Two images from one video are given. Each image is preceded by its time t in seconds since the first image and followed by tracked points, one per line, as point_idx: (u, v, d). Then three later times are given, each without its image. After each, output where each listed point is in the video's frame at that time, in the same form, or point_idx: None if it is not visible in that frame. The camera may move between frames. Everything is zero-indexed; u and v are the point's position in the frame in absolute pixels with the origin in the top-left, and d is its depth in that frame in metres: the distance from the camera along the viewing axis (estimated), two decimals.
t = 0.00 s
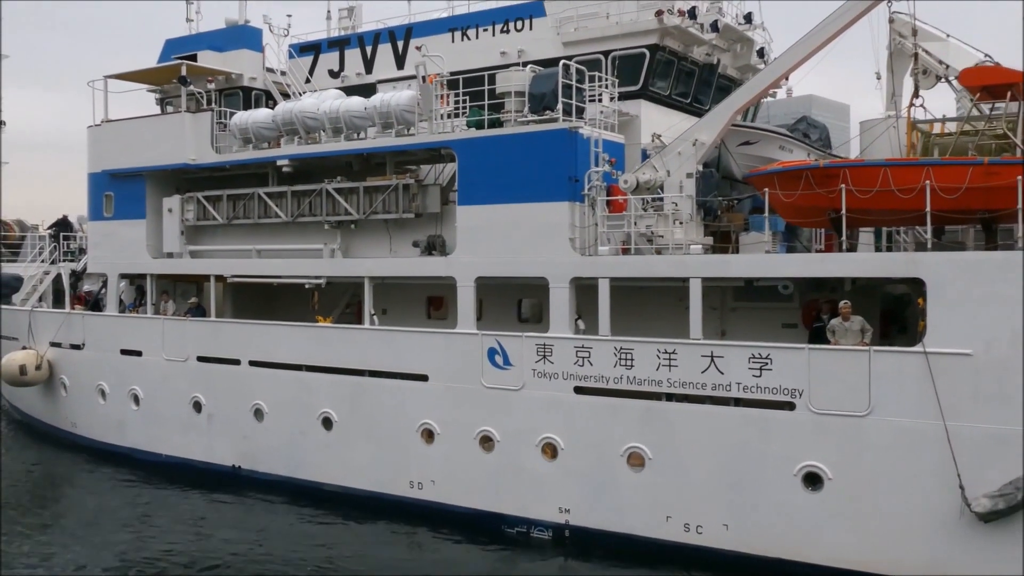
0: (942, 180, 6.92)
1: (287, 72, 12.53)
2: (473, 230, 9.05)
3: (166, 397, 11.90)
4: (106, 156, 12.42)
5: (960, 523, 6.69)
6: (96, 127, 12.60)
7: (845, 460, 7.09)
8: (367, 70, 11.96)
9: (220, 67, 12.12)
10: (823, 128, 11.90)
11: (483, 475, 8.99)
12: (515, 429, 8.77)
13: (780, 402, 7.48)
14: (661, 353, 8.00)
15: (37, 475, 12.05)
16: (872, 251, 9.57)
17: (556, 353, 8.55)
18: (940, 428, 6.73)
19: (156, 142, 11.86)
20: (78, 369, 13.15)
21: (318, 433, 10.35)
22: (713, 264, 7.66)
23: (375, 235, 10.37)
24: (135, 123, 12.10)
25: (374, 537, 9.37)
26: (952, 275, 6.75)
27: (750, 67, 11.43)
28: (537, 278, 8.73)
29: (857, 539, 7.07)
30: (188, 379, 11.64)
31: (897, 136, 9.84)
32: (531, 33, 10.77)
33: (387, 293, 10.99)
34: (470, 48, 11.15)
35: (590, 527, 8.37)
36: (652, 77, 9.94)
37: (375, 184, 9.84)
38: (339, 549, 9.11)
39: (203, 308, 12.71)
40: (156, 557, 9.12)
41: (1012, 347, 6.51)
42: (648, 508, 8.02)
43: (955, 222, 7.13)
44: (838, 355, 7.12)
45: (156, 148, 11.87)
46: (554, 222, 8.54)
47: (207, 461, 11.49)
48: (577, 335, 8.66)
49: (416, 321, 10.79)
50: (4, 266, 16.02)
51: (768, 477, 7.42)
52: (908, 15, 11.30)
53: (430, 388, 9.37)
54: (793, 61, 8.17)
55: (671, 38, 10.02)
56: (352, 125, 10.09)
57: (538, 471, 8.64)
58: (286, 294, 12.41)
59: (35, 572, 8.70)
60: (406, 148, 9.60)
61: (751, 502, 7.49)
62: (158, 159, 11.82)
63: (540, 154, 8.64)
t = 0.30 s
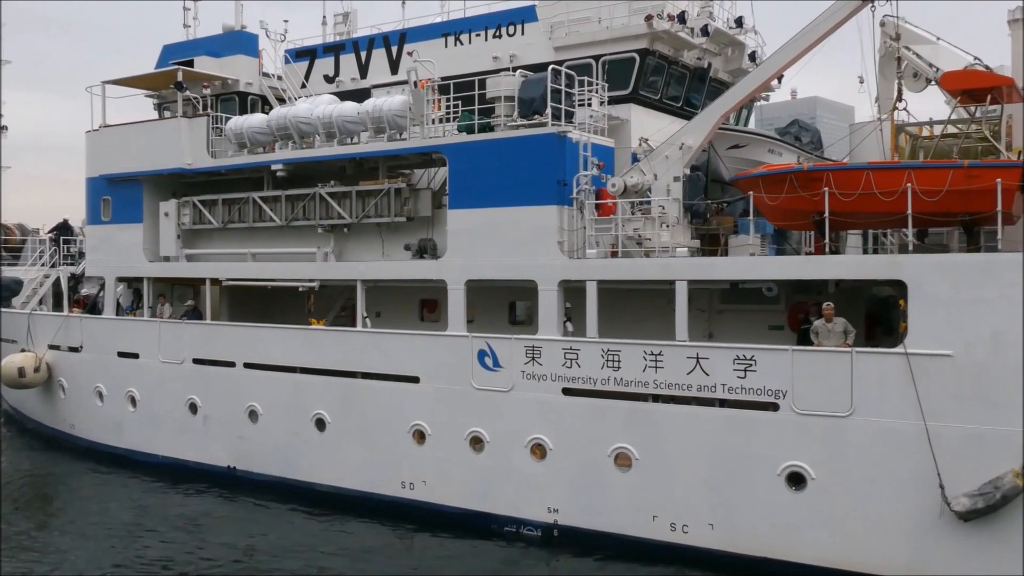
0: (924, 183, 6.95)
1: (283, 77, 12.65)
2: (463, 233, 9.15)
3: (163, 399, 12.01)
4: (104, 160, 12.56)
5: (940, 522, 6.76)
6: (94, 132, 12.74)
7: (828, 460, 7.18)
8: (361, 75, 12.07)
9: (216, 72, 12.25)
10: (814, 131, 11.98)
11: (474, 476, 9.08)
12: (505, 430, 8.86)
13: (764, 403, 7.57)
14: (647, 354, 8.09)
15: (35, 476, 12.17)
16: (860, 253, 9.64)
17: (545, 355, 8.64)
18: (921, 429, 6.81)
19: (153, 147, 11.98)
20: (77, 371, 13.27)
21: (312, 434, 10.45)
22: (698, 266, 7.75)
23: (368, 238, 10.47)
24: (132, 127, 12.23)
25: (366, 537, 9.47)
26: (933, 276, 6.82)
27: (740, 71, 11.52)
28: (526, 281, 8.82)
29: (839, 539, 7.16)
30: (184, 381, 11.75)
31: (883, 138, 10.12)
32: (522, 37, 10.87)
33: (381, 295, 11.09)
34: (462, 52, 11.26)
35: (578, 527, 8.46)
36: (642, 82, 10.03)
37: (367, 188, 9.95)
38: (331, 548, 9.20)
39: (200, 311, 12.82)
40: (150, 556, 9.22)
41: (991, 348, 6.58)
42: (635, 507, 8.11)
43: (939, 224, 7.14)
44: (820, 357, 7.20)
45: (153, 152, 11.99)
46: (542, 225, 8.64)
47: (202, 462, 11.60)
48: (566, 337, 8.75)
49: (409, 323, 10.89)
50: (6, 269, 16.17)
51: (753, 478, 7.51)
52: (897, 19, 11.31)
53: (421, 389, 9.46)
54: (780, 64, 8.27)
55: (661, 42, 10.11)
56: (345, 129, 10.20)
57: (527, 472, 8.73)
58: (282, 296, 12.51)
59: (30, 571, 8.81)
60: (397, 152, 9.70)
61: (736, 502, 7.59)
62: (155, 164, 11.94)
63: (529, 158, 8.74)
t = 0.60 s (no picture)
0: (906, 179, 7.00)
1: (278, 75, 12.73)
2: (454, 229, 9.23)
3: (160, 394, 12.13)
4: (101, 158, 12.67)
5: (921, 514, 6.84)
6: (91, 130, 12.84)
7: (811, 453, 7.25)
8: (356, 73, 12.15)
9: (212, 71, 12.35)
10: (806, 127, 11.96)
11: (465, 470, 9.18)
12: (495, 424, 8.96)
13: (750, 397, 7.64)
14: (635, 349, 8.16)
15: (35, 471, 12.31)
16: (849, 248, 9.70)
17: (534, 350, 8.72)
18: (902, 422, 6.88)
19: (149, 145, 12.09)
20: (76, 367, 13.40)
21: (306, 429, 10.56)
22: (684, 261, 7.82)
23: (362, 235, 10.56)
24: (129, 126, 12.34)
25: (359, 530, 9.58)
26: (914, 271, 6.89)
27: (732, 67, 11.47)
28: (516, 276, 8.90)
29: (822, 531, 7.24)
30: (181, 377, 11.87)
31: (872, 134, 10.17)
32: (515, 35, 10.93)
33: (375, 291, 11.19)
34: (455, 50, 11.33)
35: (567, 520, 8.55)
36: (632, 79, 10.10)
37: (360, 185, 10.03)
38: (323, 541, 9.31)
39: (197, 307, 12.93)
40: (146, 549, 9.36)
41: (971, 342, 6.64)
42: (623, 500, 8.20)
43: (921, 219, 7.20)
44: (804, 351, 7.27)
45: (149, 150, 12.09)
46: (531, 221, 8.72)
47: (199, 457, 11.72)
48: (555, 332, 8.83)
49: (403, 319, 10.98)
50: (7, 266, 16.31)
51: (738, 471, 7.59)
52: (890, 15, 11.35)
53: (413, 384, 9.55)
54: (766, 62, 8.31)
55: (651, 39, 10.16)
56: (338, 127, 10.28)
57: (517, 466, 8.83)
58: (279, 293, 12.61)
59: (28, 564, 8.95)
60: (389, 149, 9.78)
61: (721, 495, 7.67)
62: (151, 162, 12.05)
63: (518, 155, 8.82)
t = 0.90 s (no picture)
0: (888, 179, 7.08)
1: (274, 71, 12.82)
2: (444, 226, 9.32)
3: (156, 388, 12.24)
4: (98, 153, 12.77)
5: (900, 510, 6.92)
6: (89, 125, 12.95)
7: (792, 450, 7.33)
8: (351, 70, 12.23)
9: (208, 67, 12.44)
10: (797, 126, 12.05)
11: (454, 464, 9.27)
12: (483, 419, 9.04)
13: (733, 394, 7.71)
14: (621, 346, 8.24)
15: (32, 463, 12.42)
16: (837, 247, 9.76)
17: (522, 346, 8.81)
18: (883, 419, 6.95)
19: (146, 141, 12.19)
20: (73, 360, 13.51)
21: (299, 423, 10.66)
22: (669, 259, 7.90)
23: (354, 230, 10.64)
24: (126, 121, 12.44)
25: (350, 522, 9.69)
26: (895, 271, 6.96)
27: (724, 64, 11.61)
28: (505, 273, 8.98)
29: (803, 526, 7.32)
30: (176, 370, 11.98)
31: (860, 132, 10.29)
32: (507, 33, 11.00)
33: (368, 287, 11.27)
34: (449, 47, 11.41)
35: (553, 514, 8.64)
36: (623, 77, 10.17)
37: (352, 181, 10.11)
38: (314, 534, 9.41)
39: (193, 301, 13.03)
40: (139, 539, 9.48)
41: (951, 341, 6.71)
42: (609, 495, 8.29)
43: (903, 220, 7.29)
44: (787, 349, 7.34)
45: (146, 145, 12.18)
46: (520, 218, 8.79)
47: (194, 450, 11.83)
48: (543, 328, 8.91)
49: (396, 314, 11.07)
50: (6, 260, 16.44)
51: (721, 467, 7.66)
52: (883, 16, 11.58)
53: (404, 379, 9.64)
54: (752, 62, 8.34)
55: (642, 38, 10.23)
56: (331, 123, 10.37)
57: (505, 460, 8.92)
58: (273, 287, 12.70)
59: (22, 554, 9.07)
60: (381, 146, 9.86)
61: (705, 490, 7.75)
62: (148, 157, 12.14)
63: (508, 153, 8.89)
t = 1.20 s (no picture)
0: (872, 181, 7.16)
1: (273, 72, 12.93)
2: (437, 226, 9.41)
3: (154, 385, 12.36)
4: (98, 153, 12.91)
5: (883, 510, 6.99)
6: (89, 126, 13.08)
7: (778, 449, 7.41)
8: (349, 71, 12.33)
9: (207, 68, 12.55)
10: (791, 128, 11.98)
11: (446, 463, 9.36)
12: (475, 418, 9.14)
13: (720, 394, 7.79)
14: (610, 345, 8.32)
15: (32, 460, 12.55)
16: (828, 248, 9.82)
17: (514, 345, 8.89)
18: (867, 419, 7.02)
19: (146, 141, 12.31)
20: (73, 358, 13.65)
21: (294, 421, 10.76)
22: (658, 260, 7.98)
23: (350, 230, 10.74)
24: (125, 122, 12.56)
25: (343, 519, 9.79)
26: (879, 273, 7.03)
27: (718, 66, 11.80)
28: (496, 273, 9.07)
29: (788, 525, 7.39)
30: (174, 368, 12.10)
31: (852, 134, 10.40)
32: (502, 35, 11.09)
33: (364, 287, 11.36)
34: (445, 49, 11.51)
35: (543, 512, 8.72)
36: (616, 79, 10.26)
37: (347, 181, 10.21)
38: (308, 530, 9.51)
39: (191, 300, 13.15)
40: (135, 535, 9.59)
41: (933, 341, 6.78)
42: (598, 493, 8.37)
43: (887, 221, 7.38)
44: (773, 349, 7.42)
45: (145, 146, 12.31)
46: (512, 219, 8.88)
47: (192, 447, 11.94)
48: (534, 328, 9.00)
49: (390, 313, 11.16)
50: (9, 259, 16.59)
51: (708, 466, 7.73)
52: (877, 19, 11.69)
53: (397, 378, 9.74)
54: (740, 64, 8.44)
55: (635, 40, 10.31)
56: (327, 124, 10.47)
57: (496, 459, 9.00)
58: (271, 287, 12.81)
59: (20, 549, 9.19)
60: (376, 147, 9.96)
61: (692, 489, 7.83)
62: (147, 157, 12.27)
63: (500, 154, 8.98)
